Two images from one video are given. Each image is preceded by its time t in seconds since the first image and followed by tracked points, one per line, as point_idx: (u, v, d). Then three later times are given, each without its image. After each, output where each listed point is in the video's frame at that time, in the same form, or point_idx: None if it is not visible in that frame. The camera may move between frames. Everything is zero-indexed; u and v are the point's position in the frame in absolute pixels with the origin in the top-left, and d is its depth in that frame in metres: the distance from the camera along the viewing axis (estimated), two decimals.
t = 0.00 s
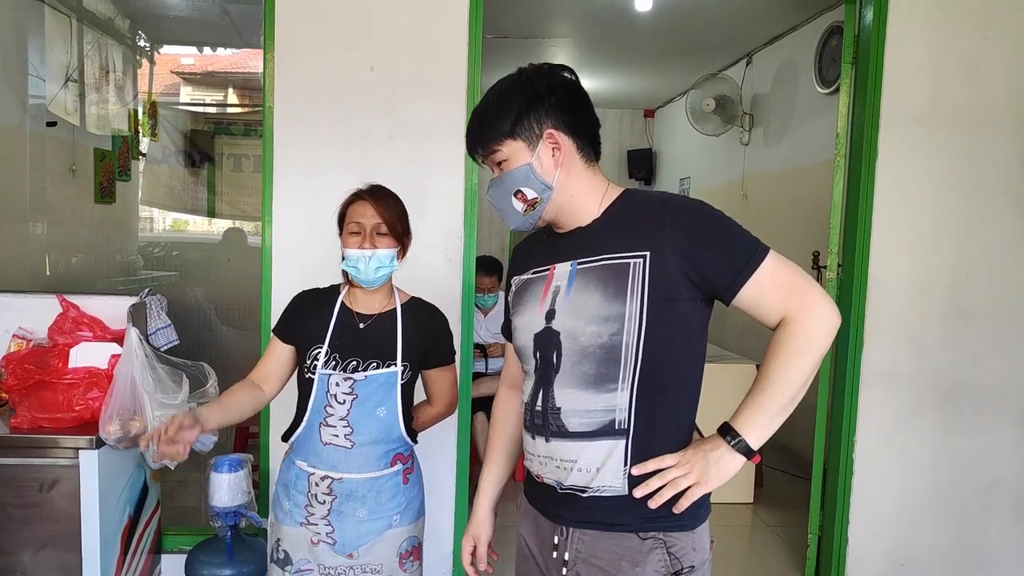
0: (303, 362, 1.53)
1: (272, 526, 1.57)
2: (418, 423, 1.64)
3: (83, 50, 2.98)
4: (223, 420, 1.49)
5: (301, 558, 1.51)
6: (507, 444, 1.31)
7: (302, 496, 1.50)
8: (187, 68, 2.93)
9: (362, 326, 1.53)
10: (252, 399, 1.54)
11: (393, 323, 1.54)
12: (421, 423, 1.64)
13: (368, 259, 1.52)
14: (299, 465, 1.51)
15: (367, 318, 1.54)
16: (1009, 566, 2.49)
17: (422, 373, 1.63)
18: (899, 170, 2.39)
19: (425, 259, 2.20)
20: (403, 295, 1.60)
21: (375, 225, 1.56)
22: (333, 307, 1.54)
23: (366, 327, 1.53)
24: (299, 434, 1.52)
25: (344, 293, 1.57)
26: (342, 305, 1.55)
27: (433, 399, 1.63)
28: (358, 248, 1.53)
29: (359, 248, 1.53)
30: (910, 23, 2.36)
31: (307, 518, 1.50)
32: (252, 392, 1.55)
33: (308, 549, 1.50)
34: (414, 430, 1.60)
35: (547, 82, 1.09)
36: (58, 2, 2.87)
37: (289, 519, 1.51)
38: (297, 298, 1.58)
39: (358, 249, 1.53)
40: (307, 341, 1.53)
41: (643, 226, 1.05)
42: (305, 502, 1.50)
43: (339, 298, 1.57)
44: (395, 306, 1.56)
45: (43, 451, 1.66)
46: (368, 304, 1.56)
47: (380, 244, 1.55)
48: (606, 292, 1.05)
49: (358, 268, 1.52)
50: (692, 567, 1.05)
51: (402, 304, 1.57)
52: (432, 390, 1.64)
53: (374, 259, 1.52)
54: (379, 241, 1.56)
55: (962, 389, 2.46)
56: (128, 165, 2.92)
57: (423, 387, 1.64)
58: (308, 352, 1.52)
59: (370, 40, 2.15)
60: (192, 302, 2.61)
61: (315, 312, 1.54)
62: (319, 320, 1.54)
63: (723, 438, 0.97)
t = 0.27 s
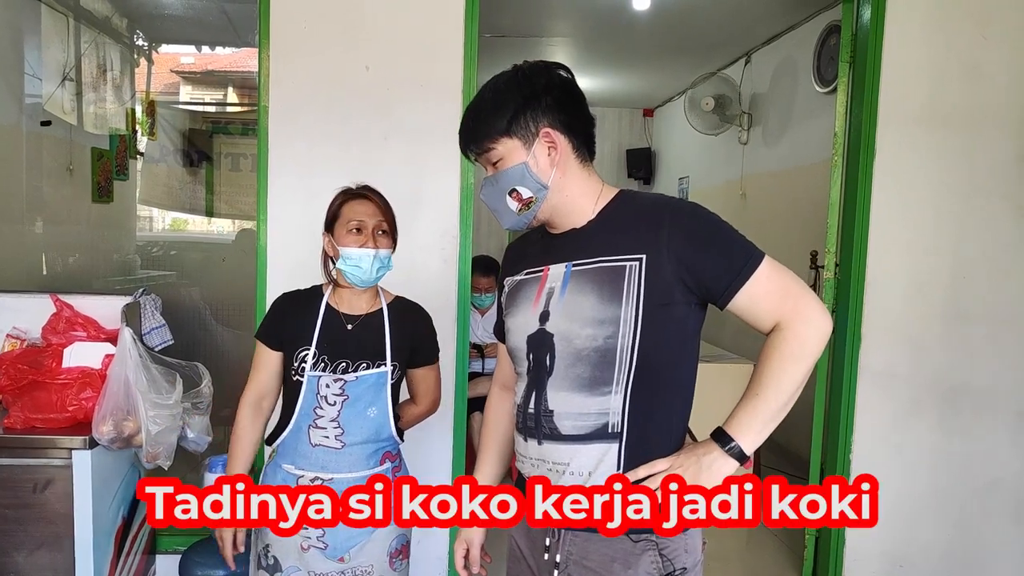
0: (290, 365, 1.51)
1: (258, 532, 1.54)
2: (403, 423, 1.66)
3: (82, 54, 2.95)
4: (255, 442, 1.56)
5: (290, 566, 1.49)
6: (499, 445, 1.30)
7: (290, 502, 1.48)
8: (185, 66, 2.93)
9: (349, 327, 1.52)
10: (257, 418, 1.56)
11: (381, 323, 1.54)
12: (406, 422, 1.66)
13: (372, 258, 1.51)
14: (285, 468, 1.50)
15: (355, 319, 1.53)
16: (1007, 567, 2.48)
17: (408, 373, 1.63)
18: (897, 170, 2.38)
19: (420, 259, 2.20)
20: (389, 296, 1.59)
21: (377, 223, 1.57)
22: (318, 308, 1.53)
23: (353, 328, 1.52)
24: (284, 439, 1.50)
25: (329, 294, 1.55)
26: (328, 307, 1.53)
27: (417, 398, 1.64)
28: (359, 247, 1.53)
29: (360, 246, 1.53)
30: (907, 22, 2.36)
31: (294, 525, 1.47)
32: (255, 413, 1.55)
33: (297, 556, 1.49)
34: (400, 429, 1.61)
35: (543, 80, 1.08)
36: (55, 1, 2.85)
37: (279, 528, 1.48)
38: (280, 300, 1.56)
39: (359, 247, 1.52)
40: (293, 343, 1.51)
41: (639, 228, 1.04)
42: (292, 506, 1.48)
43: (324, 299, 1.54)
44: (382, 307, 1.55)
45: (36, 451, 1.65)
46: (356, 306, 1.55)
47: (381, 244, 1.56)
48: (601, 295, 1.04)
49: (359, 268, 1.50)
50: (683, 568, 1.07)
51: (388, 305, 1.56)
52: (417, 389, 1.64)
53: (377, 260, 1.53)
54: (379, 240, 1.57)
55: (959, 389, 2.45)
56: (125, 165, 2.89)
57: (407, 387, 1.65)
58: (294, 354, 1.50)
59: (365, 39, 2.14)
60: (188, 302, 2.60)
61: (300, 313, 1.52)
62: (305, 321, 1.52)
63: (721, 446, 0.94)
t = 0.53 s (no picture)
0: (288, 367, 1.50)
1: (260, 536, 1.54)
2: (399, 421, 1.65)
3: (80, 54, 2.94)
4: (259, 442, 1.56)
5: (296, 569, 1.49)
6: (495, 444, 1.30)
7: (289, 504, 1.47)
8: (185, 67, 2.89)
9: (345, 327, 1.52)
10: (259, 421, 1.55)
11: (377, 323, 1.54)
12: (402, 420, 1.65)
13: (364, 259, 1.51)
14: (288, 470, 1.49)
15: (350, 320, 1.53)
16: (1006, 568, 2.48)
17: (403, 371, 1.63)
18: (895, 170, 2.38)
19: (419, 260, 2.19)
20: (382, 295, 1.59)
21: (368, 224, 1.57)
22: (314, 308, 1.52)
23: (349, 328, 1.52)
24: (285, 441, 1.49)
25: (323, 294, 1.54)
26: (323, 307, 1.53)
27: (412, 395, 1.64)
28: (351, 248, 1.52)
29: (352, 248, 1.53)
30: (906, 22, 2.36)
31: (294, 525, 1.48)
32: (257, 416, 1.54)
33: (303, 557, 1.49)
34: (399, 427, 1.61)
35: (547, 78, 1.07)
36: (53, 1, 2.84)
37: (279, 529, 1.48)
38: (274, 300, 1.54)
39: (351, 249, 1.52)
40: (290, 345, 1.50)
41: (637, 229, 1.04)
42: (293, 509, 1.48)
43: (318, 299, 1.53)
44: (377, 306, 1.56)
45: (33, 451, 1.65)
46: (349, 306, 1.55)
47: (373, 245, 1.56)
48: (599, 296, 1.04)
49: (352, 269, 1.50)
50: (680, 569, 1.07)
51: (383, 305, 1.57)
52: (411, 387, 1.64)
53: (370, 261, 1.52)
54: (371, 241, 1.56)
55: (958, 390, 2.45)
56: (123, 165, 2.88)
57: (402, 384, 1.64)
58: (292, 355, 1.49)
59: (363, 39, 2.14)
60: (187, 302, 2.60)
61: (296, 313, 1.51)
62: (301, 322, 1.51)
63: (721, 449, 0.94)
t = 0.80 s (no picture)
0: (288, 368, 1.50)
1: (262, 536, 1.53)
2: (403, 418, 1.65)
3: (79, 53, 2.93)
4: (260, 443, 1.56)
5: (301, 569, 1.49)
6: (492, 442, 1.30)
7: (290, 504, 1.47)
8: (184, 67, 2.88)
9: (344, 327, 1.51)
10: (261, 422, 1.55)
11: (377, 321, 1.53)
12: (406, 417, 1.65)
13: (362, 257, 1.51)
14: (291, 470, 1.49)
15: (350, 319, 1.52)
16: (1007, 568, 2.47)
17: (406, 368, 1.62)
18: (896, 169, 2.38)
19: (418, 259, 2.19)
20: (382, 293, 1.58)
21: (365, 221, 1.56)
22: (314, 308, 1.51)
23: (349, 328, 1.51)
24: (288, 441, 1.49)
25: (322, 294, 1.54)
26: (322, 307, 1.52)
27: (416, 392, 1.63)
28: (348, 246, 1.52)
29: (350, 246, 1.52)
30: (907, 20, 2.35)
31: (294, 525, 1.47)
32: (257, 418, 1.54)
33: (307, 557, 1.48)
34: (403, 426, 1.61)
35: (555, 73, 1.06)
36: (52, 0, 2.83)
37: (279, 530, 1.48)
38: (274, 301, 1.53)
39: (348, 247, 1.51)
40: (290, 346, 1.50)
41: (638, 228, 1.03)
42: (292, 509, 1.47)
43: (318, 299, 1.53)
44: (376, 305, 1.55)
45: (31, 452, 1.64)
46: (348, 305, 1.54)
47: (370, 242, 1.55)
48: (600, 295, 1.04)
49: (350, 266, 1.50)
50: (680, 569, 1.07)
51: (383, 303, 1.56)
52: (415, 384, 1.64)
53: (368, 258, 1.51)
54: (368, 239, 1.55)
55: (959, 389, 2.44)
56: (123, 165, 2.84)
57: (405, 382, 1.64)
58: (292, 357, 1.49)
59: (362, 38, 2.13)
60: (186, 302, 2.59)
61: (296, 313, 1.51)
62: (301, 322, 1.50)
63: (722, 449, 0.93)
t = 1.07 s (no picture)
0: (290, 369, 1.49)
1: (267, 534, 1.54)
2: (409, 417, 1.65)
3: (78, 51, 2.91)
4: (267, 441, 1.57)
5: (303, 569, 1.48)
6: (492, 441, 1.29)
7: (290, 503, 1.46)
8: (184, 66, 2.85)
9: (345, 327, 1.50)
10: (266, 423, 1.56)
11: (378, 320, 1.52)
12: (412, 415, 1.65)
13: (363, 255, 1.50)
14: (295, 470, 1.49)
15: (351, 318, 1.51)
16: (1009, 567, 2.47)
17: (410, 366, 1.61)
18: (898, 169, 2.37)
19: (419, 259, 2.18)
20: (383, 291, 1.57)
21: (363, 219, 1.55)
22: (314, 308, 1.51)
23: (350, 327, 1.50)
24: (291, 440, 1.49)
25: (323, 294, 1.53)
26: (322, 307, 1.51)
27: (421, 391, 1.63)
28: (348, 245, 1.51)
29: (349, 245, 1.51)
30: (909, 19, 2.34)
31: (294, 525, 1.46)
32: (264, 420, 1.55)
33: (309, 558, 1.47)
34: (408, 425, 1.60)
35: (557, 69, 1.06)
36: None
37: (279, 529, 1.47)
38: (276, 302, 1.54)
39: (348, 246, 1.51)
40: (291, 347, 1.49)
41: (641, 226, 1.03)
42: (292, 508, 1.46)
43: (318, 299, 1.52)
44: (377, 303, 1.54)
45: (31, 451, 1.63)
46: (348, 305, 1.53)
47: (371, 240, 1.54)
48: (604, 293, 1.03)
49: (351, 265, 1.49)
50: (684, 569, 1.06)
51: (384, 301, 1.55)
52: (419, 382, 1.63)
53: (368, 257, 1.51)
54: (368, 237, 1.55)
55: (961, 388, 2.44)
56: (123, 165, 2.83)
57: (410, 380, 1.63)
58: (293, 358, 1.49)
59: (362, 37, 2.12)
60: (186, 301, 2.59)
61: (297, 314, 1.50)
62: (301, 322, 1.50)
63: (725, 448, 0.92)
